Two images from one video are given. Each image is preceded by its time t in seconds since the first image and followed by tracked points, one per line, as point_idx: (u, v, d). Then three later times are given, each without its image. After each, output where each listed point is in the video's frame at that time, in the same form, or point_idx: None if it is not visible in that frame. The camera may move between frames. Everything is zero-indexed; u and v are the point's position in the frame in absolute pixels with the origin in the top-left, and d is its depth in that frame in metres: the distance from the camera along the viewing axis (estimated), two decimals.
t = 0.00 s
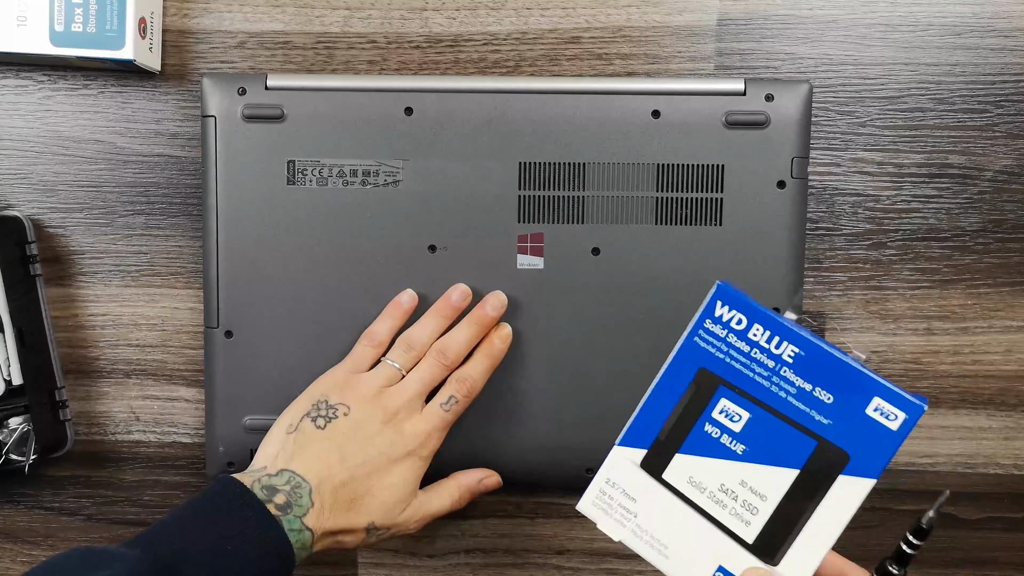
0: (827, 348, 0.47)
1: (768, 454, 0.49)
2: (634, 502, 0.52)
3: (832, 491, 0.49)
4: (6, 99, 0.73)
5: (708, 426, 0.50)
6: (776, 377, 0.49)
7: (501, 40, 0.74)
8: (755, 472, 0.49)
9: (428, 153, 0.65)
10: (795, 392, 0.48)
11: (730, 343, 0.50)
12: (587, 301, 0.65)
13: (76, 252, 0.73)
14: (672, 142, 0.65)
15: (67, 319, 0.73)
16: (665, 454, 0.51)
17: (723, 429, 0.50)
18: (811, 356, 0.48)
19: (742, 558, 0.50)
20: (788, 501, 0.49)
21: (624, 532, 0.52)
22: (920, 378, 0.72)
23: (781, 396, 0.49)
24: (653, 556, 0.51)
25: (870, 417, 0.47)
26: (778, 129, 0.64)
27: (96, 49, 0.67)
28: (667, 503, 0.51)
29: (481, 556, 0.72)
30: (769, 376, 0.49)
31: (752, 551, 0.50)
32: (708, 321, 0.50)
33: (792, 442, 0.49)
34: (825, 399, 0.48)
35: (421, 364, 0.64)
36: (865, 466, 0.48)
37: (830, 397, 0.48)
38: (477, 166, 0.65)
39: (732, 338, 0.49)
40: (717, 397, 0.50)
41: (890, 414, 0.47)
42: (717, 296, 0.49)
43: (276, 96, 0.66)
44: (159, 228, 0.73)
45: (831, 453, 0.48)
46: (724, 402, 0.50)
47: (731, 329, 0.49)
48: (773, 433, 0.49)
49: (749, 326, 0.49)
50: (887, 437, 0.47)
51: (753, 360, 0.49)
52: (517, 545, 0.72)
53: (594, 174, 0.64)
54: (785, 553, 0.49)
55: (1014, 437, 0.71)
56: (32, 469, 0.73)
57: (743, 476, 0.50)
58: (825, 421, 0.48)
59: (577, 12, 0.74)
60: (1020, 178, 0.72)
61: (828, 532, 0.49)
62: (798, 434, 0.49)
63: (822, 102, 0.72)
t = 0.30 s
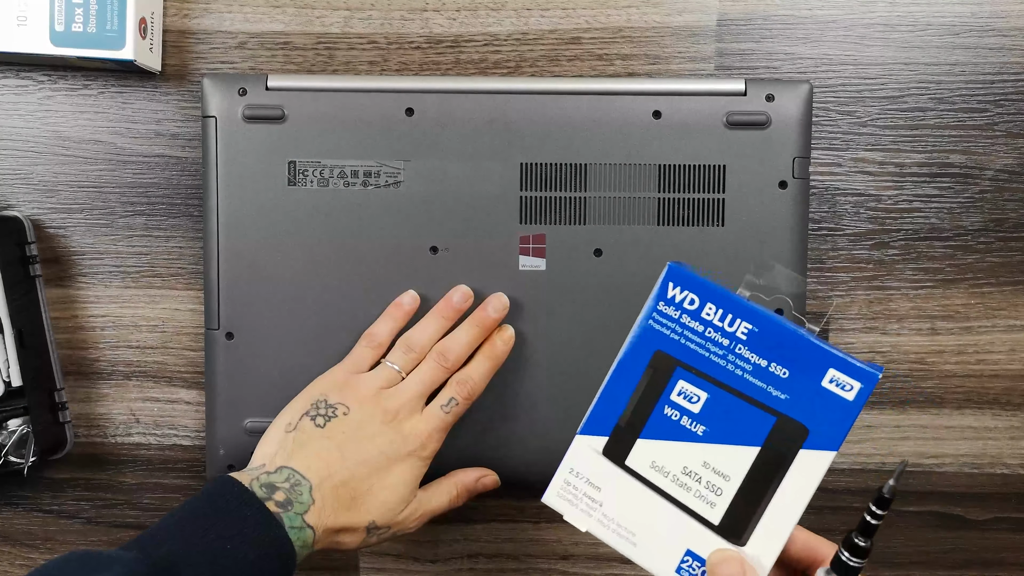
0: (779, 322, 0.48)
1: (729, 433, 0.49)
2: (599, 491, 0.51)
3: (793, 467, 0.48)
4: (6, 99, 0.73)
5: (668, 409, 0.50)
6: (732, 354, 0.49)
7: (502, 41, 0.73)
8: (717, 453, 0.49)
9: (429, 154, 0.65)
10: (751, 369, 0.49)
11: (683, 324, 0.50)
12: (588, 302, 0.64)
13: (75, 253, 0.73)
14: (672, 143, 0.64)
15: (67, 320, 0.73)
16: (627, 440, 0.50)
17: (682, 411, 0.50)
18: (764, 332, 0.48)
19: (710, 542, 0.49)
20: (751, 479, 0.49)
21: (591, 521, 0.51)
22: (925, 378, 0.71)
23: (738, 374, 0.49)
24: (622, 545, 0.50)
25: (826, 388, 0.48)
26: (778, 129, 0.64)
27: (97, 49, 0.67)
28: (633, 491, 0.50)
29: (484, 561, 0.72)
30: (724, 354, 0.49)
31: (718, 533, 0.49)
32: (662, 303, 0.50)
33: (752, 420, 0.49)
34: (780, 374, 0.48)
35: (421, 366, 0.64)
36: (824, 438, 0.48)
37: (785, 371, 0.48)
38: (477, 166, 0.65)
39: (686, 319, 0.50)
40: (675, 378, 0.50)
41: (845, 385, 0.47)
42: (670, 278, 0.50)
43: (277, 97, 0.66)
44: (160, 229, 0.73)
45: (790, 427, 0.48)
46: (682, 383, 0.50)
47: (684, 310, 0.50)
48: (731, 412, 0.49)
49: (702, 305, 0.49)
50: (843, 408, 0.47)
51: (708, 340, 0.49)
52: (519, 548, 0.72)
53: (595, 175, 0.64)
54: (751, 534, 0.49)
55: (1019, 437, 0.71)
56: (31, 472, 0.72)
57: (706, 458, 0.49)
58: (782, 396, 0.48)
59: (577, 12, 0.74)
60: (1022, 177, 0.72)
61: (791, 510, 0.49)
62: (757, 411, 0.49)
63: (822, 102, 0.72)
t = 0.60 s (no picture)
0: (779, 327, 0.48)
1: (727, 436, 0.49)
2: (598, 491, 0.51)
3: (791, 470, 0.49)
4: (7, 99, 0.73)
5: (667, 412, 0.50)
6: (732, 359, 0.49)
7: (501, 40, 0.74)
8: (716, 455, 0.49)
9: (429, 153, 0.65)
10: (751, 373, 0.49)
11: (684, 328, 0.50)
12: (587, 301, 0.65)
13: (76, 252, 0.73)
14: (671, 142, 0.65)
15: (68, 318, 0.73)
16: (627, 441, 0.51)
17: (682, 413, 0.50)
18: (764, 337, 0.49)
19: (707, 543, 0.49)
20: (749, 481, 0.49)
21: (589, 521, 0.51)
22: (923, 377, 0.72)
23: (738, 378, 0.49)
24: (619, 545, 0.50)
25: (824, 393, 0.48)
26: (778, 129, 0.64)
27: (97, 49, 0.67)
28: (631, 492, 0.50)
29: (483, 558, 0.72)
30: (724, 358, 0.49)
31: (715, 535, 0.49)
32: (664, 307, 0.50)
33: (751, 424, 0.49)
34: (780, 378, 0.48)
35: (419, 364, 0.65)
36: (822, 442, 0.48)
37: (784, 375, 0.48)
38: (477, 166, 0.65)
39: (687, 323, 0.50)
40: (675, 381, 0.50)
41: (844, 390, 0.48)
42: (672, 281, 0.50)
43: (276, 96, 0.66)
44: (160, 228, 0.73)
45: (788, 431, 0.49)
46: (682, 386, 0.50)
47: (686, 314, 0.50)
48: (730, 416, 0.49)
49: (703, 309, 0.50)
50: (841, 413, 0.48)
51: (708, 344, 0.50)
52: (518, 546, 0.72)
53: (595, 174, 0.64)
54: (748, 536, 0.49)
55: (1016, 437, 0.71)
56: (33, 470, 0.73)
57: (705, 460, 0.49)
58: (781, 400, 0.49)
59: (577, 12, 0.74)
60: (1020, 177, 0.72)
61: (789, 513, 0.49)
62: (756, 414, 0.49)
63: (821, 101, 0.72)
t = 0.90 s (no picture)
0: (767, 316, 0.49)
1: (719, 427, 0.49)
2: (591, 485, 0.51)
3: (782, 460, 0.49)
4: (7, 99, 0.73)
5: (659, 403, 0.50)
6: (722, 349, 0.49)
7: (501, 40, 0.74)
8: (707, 445, 0.49)
9: (429, 152, 0.65)
10: (741, 363, 0.49)
11: (673, 319, 0.50)
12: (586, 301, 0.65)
13: (76, 252, 0.73)
14: (671, 142, 0.65)
15: (68, 318, 0.73)
16: (619, 434, 0.50)
17: (673, 405, 0.50)
18: (754, 326, 0.49)
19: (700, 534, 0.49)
20: (741, 472, 0.49)
21: (582, 515, 0.51)
22: (922, 377, 0.72)
23: (728, 368, 0.49)
24: (612, 537, 0.51)
25: (814, 381, 0.48)
26: (778, 128, 0.64)
27: (96, 49, 0.67)
28: (624, 485, 0.50)
29: (481, 556, 0.72)
30: (714, 349, 0.49)
31: (708, 526, 0.49)
32: (653, 299, 0.51)
33: (742, 414, 0.49)
34: (770, 367, 0.49)
35: (415, 351, 0.64)
36: (813, 431, 0.48)
37: (774, 364, 0.49)
38: (477, 165, 0.65)
39: (677, 314, 0.50)
40: (666, 373, 0.50)
41: (833, 377, 0.48)
42: (661, 273, 0.50)
43: (276, 96, 0.66)
44: (159, 228, 0.73)
45: (779, 421, 0.49)
46: (673, 378, 0.50)
47: (675, 305, 0.50)
48: (721, 406, 0.49)
49: (692, 301, 0.50)
50: (832, 400, 0.48)
51: (698, 335, 0.50)
52: (516, 544, 0.72)
53: (594, 174, 0.64)
54: (740, 526, 0.49)
55: (1015, 437, 0.71)
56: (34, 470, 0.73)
57: (697, 451, 0.49)
58: (772, 389, 0.49)
59: (577, 12, 0.74)
60: (1020, 177, 0.72)
61: (781, 503, 0.49)
62: (747, 404, 0.49)
63: (822, 101, 0.72)
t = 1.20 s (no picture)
0: (756, 308, 0.49)
1: (709, 419, 0.49)
2: (584, 477, 0.51)
3: (773, 450, 0.49)
4: (8, 99, 0.74)
5: (650, 397, 0.50)
6: (712, 342, 0.50)
7: (501, 40, 0.74)
8: (698, 437, 0.50)
9: (429, 152, 0.65)
10: (730, 355, 0.49)
11: (663, 314, 0.51)
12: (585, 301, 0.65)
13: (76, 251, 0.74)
14: (670, 141, 0.65)
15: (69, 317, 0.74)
16: (611, 427, 0.51)
17: (664, 397, 0.50)
18: (743, 319, 0.49)
19: (693, 525, 0.49)
20: (732, 464, 0.49)
21: (574, 507, 0.51)
22: (921, 378, 0.71)
23: (718, 361, 0.49)
24: (606, 529, 0.50)
25: (803, 371, 0.48)
26: (778, 128, 0.64)
27: (97, 49, 0.67)
28: (617, 478, 0.50)
29: (477, 555, 0.72)
30: (704, 342, 0.50)
31: (700, 516, 0.49)
32: (643, 293, 0.51)
33: (732, 406, 0.49)
34: (759, 359, 0.49)
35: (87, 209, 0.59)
36: (803, 421, 0.48)
37: (763, 356, 0.49)
38: (477, 164, 0.65)
39: (666, 308, 0.50)
40: (656, 366, 0.50)
41: (822, 367, 0.48)
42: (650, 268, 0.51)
43: (276, 96, 0.66)
44: (159, 227, 0.74)
45: (769, 412, 0.49)
46: (664, 371, 0.50)
47: (664, 299, 0.50)
48: (712, 398, 0.49)
49: (682, 294, 0.50)
50: (821, 391, 0.48)
51: (688, 329, 0.50)
52: (513, 544, 0.72)
53: (594, 174, 0.64)
54: (731, 516, 0.49)
55: (1013, 438, 0.71)
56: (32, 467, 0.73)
57: (688, 442, 0.50)
58: (762, 380, 0.49)
59: (577, 11, 0.74)
60: (1021, 177, 0.71)
61: (772, 494, 0.49)
62: (736, 395, 0.49)
63: (821, 101, 0.72)
